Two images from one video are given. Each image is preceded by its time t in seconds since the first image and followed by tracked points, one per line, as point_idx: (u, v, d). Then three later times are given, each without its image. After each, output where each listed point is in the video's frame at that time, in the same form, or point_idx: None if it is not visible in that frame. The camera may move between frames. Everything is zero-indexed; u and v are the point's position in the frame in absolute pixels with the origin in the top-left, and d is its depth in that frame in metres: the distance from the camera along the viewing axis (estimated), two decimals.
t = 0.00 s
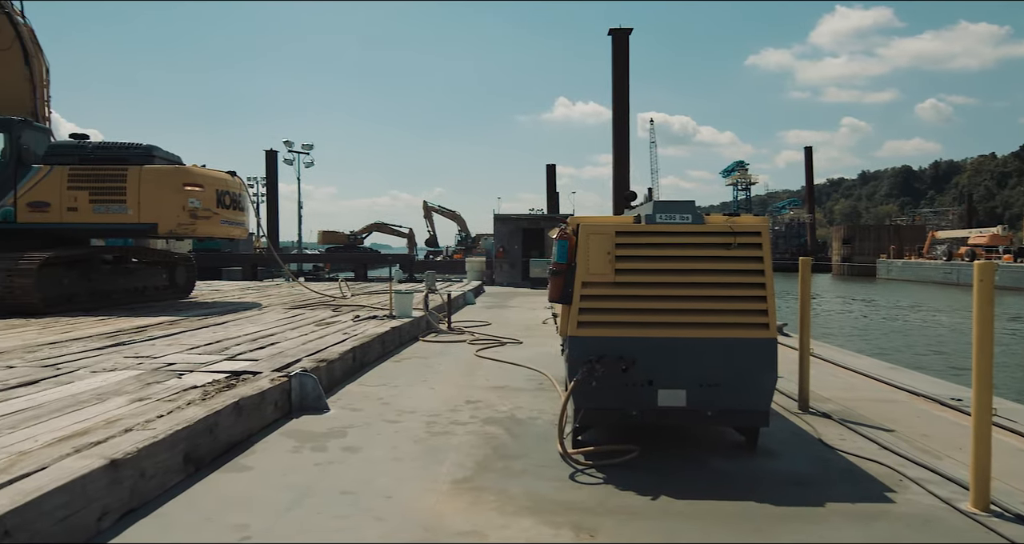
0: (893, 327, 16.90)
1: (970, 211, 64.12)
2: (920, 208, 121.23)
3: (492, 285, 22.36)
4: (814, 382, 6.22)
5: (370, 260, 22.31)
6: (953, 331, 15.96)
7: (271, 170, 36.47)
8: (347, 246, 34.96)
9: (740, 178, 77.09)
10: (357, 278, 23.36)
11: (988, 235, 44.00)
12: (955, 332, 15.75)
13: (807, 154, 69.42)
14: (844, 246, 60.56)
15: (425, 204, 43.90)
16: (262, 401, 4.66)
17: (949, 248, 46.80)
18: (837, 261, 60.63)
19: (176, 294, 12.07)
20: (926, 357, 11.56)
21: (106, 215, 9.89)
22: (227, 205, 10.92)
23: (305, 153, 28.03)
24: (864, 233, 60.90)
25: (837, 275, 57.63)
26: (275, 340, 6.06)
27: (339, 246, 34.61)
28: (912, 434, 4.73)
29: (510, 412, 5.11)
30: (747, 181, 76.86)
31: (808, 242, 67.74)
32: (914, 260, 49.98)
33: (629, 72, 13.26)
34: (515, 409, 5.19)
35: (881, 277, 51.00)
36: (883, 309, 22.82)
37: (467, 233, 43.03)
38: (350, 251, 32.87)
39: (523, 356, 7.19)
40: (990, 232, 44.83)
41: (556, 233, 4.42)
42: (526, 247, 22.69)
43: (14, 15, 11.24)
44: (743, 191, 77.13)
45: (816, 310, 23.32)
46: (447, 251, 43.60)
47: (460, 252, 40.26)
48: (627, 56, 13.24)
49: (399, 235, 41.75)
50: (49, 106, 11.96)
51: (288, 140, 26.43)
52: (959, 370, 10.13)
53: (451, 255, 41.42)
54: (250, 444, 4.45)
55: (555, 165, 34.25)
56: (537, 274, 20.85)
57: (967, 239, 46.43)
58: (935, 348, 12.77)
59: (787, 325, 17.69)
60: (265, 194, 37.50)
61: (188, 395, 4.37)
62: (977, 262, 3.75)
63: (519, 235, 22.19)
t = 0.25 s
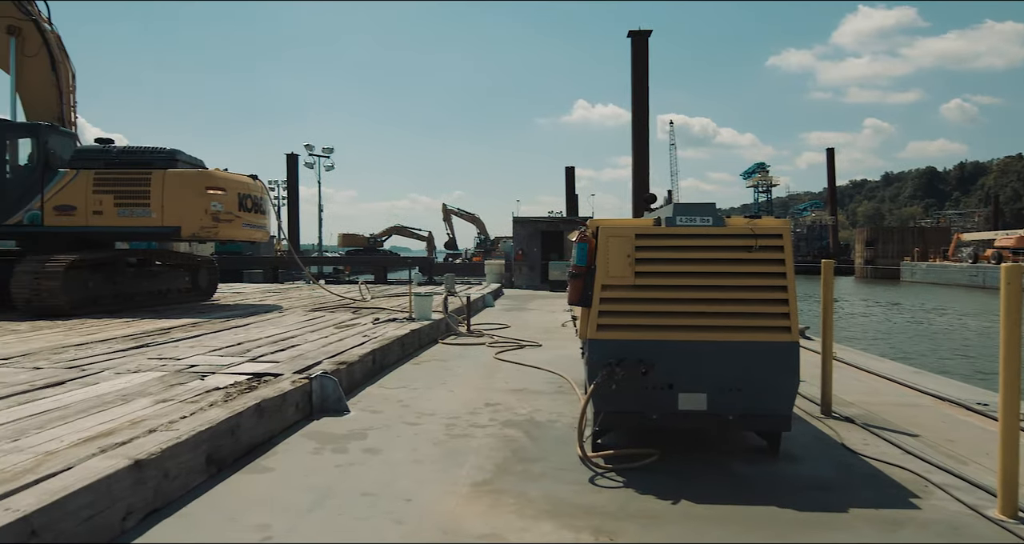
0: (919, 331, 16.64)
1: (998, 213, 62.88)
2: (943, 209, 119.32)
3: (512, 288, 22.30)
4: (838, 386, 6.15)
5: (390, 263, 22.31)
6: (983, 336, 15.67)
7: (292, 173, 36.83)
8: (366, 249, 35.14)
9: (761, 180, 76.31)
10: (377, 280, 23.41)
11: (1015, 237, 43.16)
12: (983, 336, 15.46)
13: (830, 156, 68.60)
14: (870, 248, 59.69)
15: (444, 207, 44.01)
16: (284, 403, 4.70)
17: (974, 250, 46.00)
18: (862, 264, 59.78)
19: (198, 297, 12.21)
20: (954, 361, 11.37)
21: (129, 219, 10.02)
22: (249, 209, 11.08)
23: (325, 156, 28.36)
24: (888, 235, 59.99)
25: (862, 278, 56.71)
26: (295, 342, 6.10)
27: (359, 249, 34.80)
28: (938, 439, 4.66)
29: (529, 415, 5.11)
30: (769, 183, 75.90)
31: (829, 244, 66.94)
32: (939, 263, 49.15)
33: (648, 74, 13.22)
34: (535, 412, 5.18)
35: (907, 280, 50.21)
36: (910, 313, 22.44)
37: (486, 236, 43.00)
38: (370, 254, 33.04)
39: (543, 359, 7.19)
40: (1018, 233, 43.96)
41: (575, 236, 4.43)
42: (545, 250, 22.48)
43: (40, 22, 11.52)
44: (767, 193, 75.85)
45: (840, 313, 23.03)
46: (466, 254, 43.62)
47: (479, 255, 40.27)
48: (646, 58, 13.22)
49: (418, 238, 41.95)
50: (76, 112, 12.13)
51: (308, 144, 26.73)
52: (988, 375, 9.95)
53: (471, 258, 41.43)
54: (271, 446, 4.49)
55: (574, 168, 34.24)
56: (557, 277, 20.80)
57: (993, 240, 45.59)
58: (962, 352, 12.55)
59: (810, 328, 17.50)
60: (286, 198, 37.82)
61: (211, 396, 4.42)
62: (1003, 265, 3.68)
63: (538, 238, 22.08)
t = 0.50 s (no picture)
0: (949, 335, 16.34)
1: None
2: (970, 211, 117.18)
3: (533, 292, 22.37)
4: (864, 392, 6.07)
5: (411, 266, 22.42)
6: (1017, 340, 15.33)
7: (315, 178, 37.21)
8: (388, 253, 35.32)
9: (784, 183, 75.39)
10: (398, 284, 23.56)
11: None
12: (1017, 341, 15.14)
13: (855, 158, 67.64)
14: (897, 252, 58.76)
15: (465, 211, 44.09)
16: (307, 406, 4.73)
17: (1003, 253, 45.14)
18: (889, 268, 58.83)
19: (222, 300, 12.34)
20: (984, 366, 11.15)
21: (155, 223, 10.21)
22: (272, 213, 11.30)
23: (347, 160, 28.65)
24: (915, 238, 59.00)
25: (889, 282, 55.78)
26: (318, 345, 6.15)
27: (381, 253, 34.96)
28: (966, 446, 4.58)
29: (550, 419, 5.10)
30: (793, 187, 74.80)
31: (857, 247, 65.98)
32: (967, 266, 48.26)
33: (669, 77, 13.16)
34: (556, 416, 5.18)
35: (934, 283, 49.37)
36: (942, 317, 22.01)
37: (506, 240, 43.02)
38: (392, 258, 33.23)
39: (564, 363, 7.18)
40: None
41: (596, 240, 4.45)
42: (565, 254, 22.72)
43: (68, 29, 11.69)
44: (791, 196, 74.91)
45: (868, 318, 22.68)
46: (486, 257, 43.66)
47: (500, 259, 40.23)
48: (667, 61, 13.17)
49: (439, 242, 42.10)
50: (104, 118, 12.30)
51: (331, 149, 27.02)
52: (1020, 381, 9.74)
53: (491, 261, 41.48)
54: (294, 448, 4.53)
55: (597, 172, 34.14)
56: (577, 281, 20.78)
57: None
58: (993, 357, 12.31)
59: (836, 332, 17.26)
60: (309, 203, 38.20)
61: (234, 399, 4.46)
62: None
63: (559, 242, 22.18)
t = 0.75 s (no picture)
0: (982, 341, 16.01)
1: None
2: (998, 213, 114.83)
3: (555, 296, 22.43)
4: (893, 398, 5.98)
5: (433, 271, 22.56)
6: None
7: (339, 184, 37.58)
8: (411, 258, 35.51)
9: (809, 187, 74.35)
10: (421, 288, 23.68)
11: None
12: None
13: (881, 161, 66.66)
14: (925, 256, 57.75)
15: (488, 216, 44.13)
16: (330, 409, 4.77)
17: None
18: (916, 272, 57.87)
19: (247, 303, 12.63)
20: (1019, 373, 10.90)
21: (182, 228, 10.39)
22: (297, 218, 11.46)
23: (371, 166, 28.92)
24: (944, 241, 57.96)
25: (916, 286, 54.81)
26: (342, 349, 6.21)
27: (404, 258, 35.12)
28: (999, 454, 4.49)
29: (573, 424, 5.09)
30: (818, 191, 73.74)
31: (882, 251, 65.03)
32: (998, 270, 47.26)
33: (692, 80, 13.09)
34: (579, 421, 5.16)
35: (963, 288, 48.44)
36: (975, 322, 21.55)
37: (527, 244, 43.03)
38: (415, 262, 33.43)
39: (586, 368, 7.17)
40: None
41: (619, 244, 4.45)
42: (588, 258, 22.71)
43: (99, 39, 12.01)
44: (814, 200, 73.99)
45: (898, 323, 22.30)
46: (508, 261, 43.68)
47: (522, 264, 40.17)
48: (690, 63, 13.10)
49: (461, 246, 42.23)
50: (132, 125, 12.60)
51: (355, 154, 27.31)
52: None
53: (513, 265, 41.52)
54: (319, 451, 4.56)
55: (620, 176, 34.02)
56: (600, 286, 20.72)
57: None
58: None
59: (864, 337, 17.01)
60: (332, 208, 38.60)
61: (260, 402, 4.51)
62: None
63: (581, 246, 22.21)
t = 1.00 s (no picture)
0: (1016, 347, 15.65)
1: None
2: None
3: (577, 301, 22.41)
4: (922, 405, 5.89)
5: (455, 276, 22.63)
6: None
7: (362, 188, 37.79)
8: (433, 263, 35.59)
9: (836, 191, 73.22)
10: (443, 293, 23.75)
11: None
12: None
13: (909, 164, 65.57)
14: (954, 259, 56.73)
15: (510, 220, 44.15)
16: (354, 414, 4.80)
17: None
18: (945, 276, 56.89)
19: (272, 309, 12.73)
20: None
21: (208, 234, 10.57)
22: (320, 224, 11.60)
23: (394, 171, 29.14)
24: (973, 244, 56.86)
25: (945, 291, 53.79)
26: (364, 354, 6.25)
27: (427, 263, 35.20)
28: None
29: (596, 430, 5.07)
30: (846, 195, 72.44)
31: (907, 254, 64.02)
32: None
33: (715, 82, 12.99)
34: (601, 427, 5.14)
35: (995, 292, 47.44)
36: (1010, 328, 21.07)
37: (549, 248, 43.00)
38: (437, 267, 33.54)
39: (609, 373, 7.14)
40: None
41: (642, 249, 4.45)
42: (611, 263, 22.73)
43: (128, 48, 12.23)
44: (839, 204, 73.07)
45: (929, 328, 21.87)
46: (530, 266, 43.68)
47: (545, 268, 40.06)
48: (713, 65, 13.03)
49: (483, 250, 42.27)
50: (160, 133, 12.77)
51: (378, 159, 27.50)
52: None
53: (534, 270, 41.48)
54: (342, 455, 4.59)
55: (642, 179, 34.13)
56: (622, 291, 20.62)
57: None
58: None
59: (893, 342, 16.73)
60: (355, 213, 38.85)
61: (284, 406, 4.55)
62: None
63: (604, 251, 22.20)
